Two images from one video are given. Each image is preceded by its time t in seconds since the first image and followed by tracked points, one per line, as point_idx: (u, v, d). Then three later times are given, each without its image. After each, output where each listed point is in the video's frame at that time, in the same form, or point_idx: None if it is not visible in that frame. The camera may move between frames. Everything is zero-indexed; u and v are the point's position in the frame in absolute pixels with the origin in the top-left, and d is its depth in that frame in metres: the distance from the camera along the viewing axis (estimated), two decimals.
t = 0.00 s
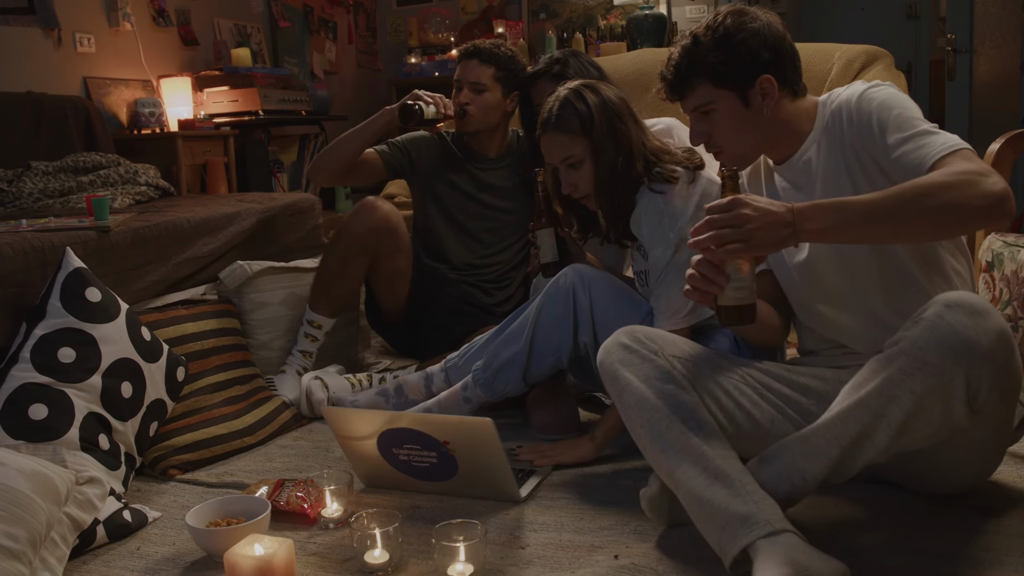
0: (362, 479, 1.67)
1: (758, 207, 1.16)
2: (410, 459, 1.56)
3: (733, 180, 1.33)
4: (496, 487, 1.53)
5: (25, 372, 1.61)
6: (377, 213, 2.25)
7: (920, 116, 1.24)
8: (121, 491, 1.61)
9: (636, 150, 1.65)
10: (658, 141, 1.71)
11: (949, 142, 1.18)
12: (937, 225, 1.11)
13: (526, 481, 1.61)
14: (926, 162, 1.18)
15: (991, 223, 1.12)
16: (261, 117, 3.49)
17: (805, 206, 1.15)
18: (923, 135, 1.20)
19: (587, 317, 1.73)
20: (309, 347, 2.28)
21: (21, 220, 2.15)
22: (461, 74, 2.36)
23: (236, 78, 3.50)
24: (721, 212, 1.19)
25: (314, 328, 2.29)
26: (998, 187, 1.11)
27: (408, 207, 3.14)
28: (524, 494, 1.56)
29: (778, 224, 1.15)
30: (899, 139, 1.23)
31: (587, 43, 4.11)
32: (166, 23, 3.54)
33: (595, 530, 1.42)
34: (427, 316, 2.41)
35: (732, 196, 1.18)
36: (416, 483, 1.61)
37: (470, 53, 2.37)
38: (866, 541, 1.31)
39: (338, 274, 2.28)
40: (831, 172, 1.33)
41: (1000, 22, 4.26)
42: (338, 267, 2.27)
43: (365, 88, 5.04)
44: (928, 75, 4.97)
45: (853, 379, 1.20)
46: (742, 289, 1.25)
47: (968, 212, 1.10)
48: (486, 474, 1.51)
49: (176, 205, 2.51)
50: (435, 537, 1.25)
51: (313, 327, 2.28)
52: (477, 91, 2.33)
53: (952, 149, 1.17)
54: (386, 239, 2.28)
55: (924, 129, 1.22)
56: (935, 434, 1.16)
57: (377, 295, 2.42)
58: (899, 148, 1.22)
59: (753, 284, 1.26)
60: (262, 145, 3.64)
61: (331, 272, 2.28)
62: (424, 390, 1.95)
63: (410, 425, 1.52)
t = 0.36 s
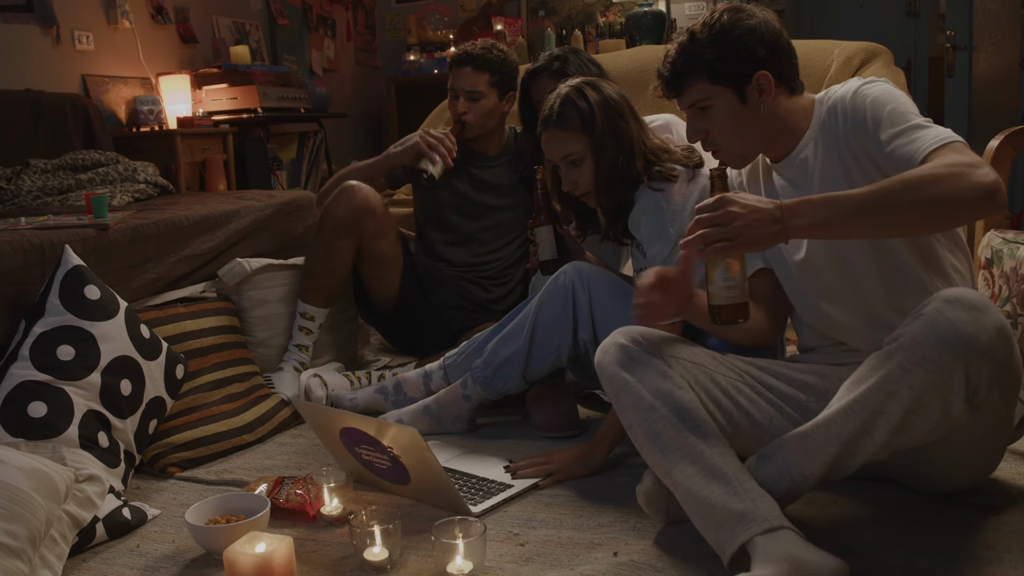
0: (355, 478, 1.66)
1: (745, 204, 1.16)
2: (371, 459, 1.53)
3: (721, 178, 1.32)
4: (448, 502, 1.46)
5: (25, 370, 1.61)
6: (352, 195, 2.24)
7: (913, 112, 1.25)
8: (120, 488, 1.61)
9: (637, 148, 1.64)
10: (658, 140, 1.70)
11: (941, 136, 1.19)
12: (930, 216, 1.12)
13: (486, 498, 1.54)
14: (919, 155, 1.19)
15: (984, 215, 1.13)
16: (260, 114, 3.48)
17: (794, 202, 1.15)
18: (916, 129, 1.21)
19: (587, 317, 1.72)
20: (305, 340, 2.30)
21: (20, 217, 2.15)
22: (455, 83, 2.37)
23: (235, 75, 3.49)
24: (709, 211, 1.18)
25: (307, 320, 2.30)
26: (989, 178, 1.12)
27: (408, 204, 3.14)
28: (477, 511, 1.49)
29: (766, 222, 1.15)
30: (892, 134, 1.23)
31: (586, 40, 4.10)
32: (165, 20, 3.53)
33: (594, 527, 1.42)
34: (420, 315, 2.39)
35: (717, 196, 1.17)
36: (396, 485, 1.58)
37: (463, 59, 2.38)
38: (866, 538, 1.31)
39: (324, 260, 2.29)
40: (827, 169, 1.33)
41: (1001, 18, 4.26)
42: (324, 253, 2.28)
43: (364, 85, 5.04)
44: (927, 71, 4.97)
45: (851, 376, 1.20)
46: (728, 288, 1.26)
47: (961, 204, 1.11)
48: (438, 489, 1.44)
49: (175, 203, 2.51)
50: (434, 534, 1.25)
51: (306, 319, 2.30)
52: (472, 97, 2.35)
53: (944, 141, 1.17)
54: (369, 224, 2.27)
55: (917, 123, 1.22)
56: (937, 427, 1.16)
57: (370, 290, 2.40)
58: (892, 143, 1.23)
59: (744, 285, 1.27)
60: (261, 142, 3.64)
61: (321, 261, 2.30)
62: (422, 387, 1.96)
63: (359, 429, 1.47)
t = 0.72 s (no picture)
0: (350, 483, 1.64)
1: (690, 212, 1.23)
2: (363, 463, 1.52)
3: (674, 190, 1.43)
4: (448, 502, 1.45)
5: (23, 369, 1.61)
6: (346, 186, 2.25)
7: (886, 108, 1.22)
8: (119, 488, 1.61)
9: (638, 146, 1.65)
10: (656, 137, 1.70)
11: (902, 135, 1.17)
12: (872, 220, 1.11)
13: (480, 498, 1.53)
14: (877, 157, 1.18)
15: (930, 219, 1.11)
16: (259, 114, 3.47)
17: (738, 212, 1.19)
18: (880, 128, 1.19)
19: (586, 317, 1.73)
20: (310, 337, 2.28)
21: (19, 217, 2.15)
22: (451, 94, 2.35)
23: (234, 74, 3.50)
24: (657, 225, 1.26)
25: (310, 315, 2.29)
26: (933, 182, 1.10)
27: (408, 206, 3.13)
28: (474, 511, 1.48)
29: (709, 232, 1.20)
30: (861, 133, 1.22)
31: (585, 40, 4.10)
32: (164, 20, 3.53)
33: (592, 527, 1.42)
34: (418, 313, 2.39)
35: (664, 208, 1.25)
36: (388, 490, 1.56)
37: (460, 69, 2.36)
38: (865, 539, 1.31)
39: (322, 252, 2.28)
40: (811, 168, 1.33)
41: (1000, 17, 4.26)
42: (320, 245, 2.28)
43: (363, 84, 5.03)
44: (926, 71, 4.97)
45: (858, 391, 1.19)
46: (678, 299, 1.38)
47: (900, 209, 1.10)
48: (436, 490, 1.44)
49: (174, 203, 2.51)
50: (434, 533, 1.25)
51: (309, 314, 2.29)
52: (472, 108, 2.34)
53: (902, 142, 1.16)
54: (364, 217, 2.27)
55: (883, 121, 1.20)
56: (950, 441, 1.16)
57: (365, 289, 2.39)
58: (859, 143, 1.22)
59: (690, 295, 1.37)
60: (260, 142, 3.64)
61: (316, 259, 2.29)
62: (422, 387, 1.96)
63: (350, 432, 1.46)
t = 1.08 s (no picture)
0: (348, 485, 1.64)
1: (674, 239, 1.23)
2: (363, 465, 1.52)
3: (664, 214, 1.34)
4: (448, 503, 1.45)
5: (22, 371, 1.61)
6: (348, 186, 2.27)
7: (866, 121, 1.23)
8: (119, 489, 1.61)
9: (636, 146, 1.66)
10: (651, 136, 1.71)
11: (882, 155, 1.18)
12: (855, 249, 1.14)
13: (479, 498, 1.54)
14: (858, 177, 1.19)
15: (913, 249, 1.14)
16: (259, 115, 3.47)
17: (723, 236, 1.20)
18: (862, 145, 1.20)
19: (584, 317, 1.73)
20: (312, 338, 2.28)
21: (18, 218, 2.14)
22: (436, 95, 2.36)
23: (233, 75, 3.50)
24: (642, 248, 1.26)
25: (312, 317, 2.29)
26: (916, 214, 1.13)
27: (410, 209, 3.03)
28: (474, 511, 1.49)
29: (693, 255, 1.21)
30: (840, 148, 1.23)
31: (584, 40, 4.10)
32: (162, 21, 3.53)
33: (592, 527, 1.42)
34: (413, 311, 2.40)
35: (649, 230, 1.25)
36: (386, 493, 1.56)
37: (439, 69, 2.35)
38: (866, 539, 1.31)
39: (325, 252, 2.29)
40: (785, 176, 1.34)
41: (1000, 17, 4.27)
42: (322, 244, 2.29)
43: (362, 85, 5.03)
44: (925, 70, 4.98)
45: (870, 415, 1.19)
46: (663, 319, 1.31)
47: (886, 241, 1.12)
48: (435, 490, 1.44)
49: (173, 203, 2.51)
50: (434, 533, 1.25)
51: (311, 315, 2.29)
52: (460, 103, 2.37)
53: (881, 164, 1.17)
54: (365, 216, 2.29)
55: (863, 137, 1.21)
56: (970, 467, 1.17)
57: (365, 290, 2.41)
58: (838, 158, 1.23)
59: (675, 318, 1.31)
60: (259, 143, 3.64)
61: (317, 259, 2.31)
62: (422, 387, 1.96)
63: (350, 433, 1.46)
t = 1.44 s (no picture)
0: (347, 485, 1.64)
1: (679, 248, 1.24)
2: (359, 465, 1.52)
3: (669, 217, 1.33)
4: (445, 502, 1.45)
5: (21, 371, 1.61)
6: (333, 185, 2.31)
7: (866, 122, 1.24)
8: (118, 489, 1.61)
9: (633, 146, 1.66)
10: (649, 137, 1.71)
11: (885, 153, 1.18)
12: (862, 248, 1.14)
13: (477, 498, 1.54)
14: (861, 177, 1.19)
15: (920, 245, 1.14)
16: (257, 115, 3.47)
17: (730, 242, 1.21)
18: (864, 146, 1.20)
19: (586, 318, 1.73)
20: (306, 337, 2.27)
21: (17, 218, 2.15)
22: (446, 92, 2.47)
23: (231, 75, 3.49)
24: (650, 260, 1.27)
25: (304, 316, 2.28)
26: (924, 209, 1.13)
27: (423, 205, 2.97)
28: (472, 510, 1.49)
29: (699, 261, 1.22)
30: (841, 148, 1.23)
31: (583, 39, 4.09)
32: (161, 21, 3.53)
33: (591, 526, 1.42)
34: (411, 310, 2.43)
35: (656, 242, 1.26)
36: (383, 492, 1.56)
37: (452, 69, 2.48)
38: (867, 539, 1.31)
39: (312, 251, 2.30)
40: (786, 180, 1.35)
41: (1000, 16, 4.27)
42: (309, 244, 2.30)
43: (361, 85, 5.03)
44: (924, 68, 4.98)
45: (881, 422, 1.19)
46: (677, 330, 1.28)
47: (894, 235, 1.12)
48: (433, 489, 1.44)
49: (172, 203, 2.51)
50: (433, 532, 1.25)
51: (304, 314, 2.28)
52: (468, 101, 2.46)
53: (885, 163, 1.17)
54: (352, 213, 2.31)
55: (865, 138, 1.21)
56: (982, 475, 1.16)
57: (357, 291, 2.41)
58: (840, 159, 1.23)
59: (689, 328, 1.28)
60: (258, 143, 3.64)
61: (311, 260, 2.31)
62: (420, 387, 1.97)
63: (348, 433, 1.46)
